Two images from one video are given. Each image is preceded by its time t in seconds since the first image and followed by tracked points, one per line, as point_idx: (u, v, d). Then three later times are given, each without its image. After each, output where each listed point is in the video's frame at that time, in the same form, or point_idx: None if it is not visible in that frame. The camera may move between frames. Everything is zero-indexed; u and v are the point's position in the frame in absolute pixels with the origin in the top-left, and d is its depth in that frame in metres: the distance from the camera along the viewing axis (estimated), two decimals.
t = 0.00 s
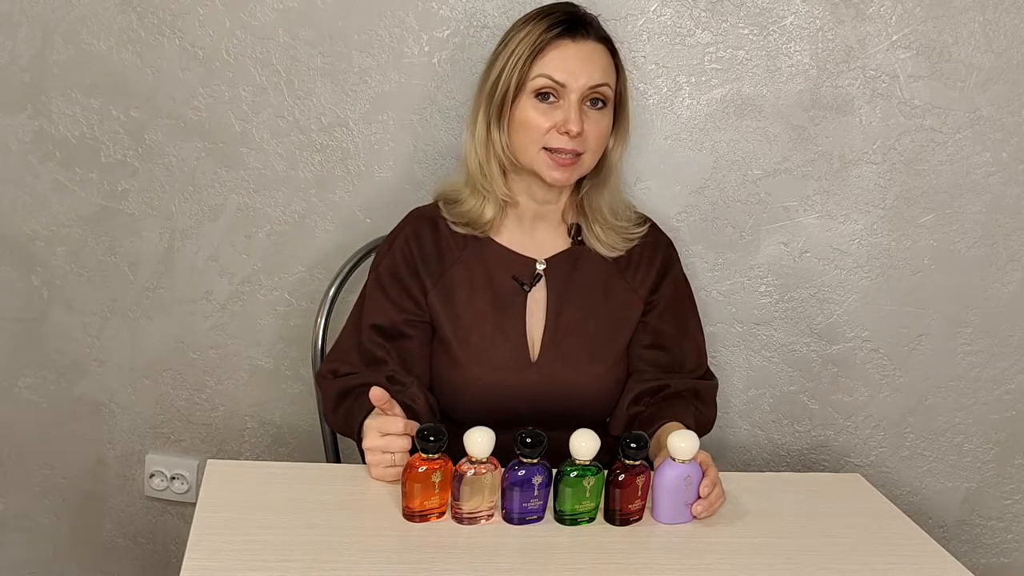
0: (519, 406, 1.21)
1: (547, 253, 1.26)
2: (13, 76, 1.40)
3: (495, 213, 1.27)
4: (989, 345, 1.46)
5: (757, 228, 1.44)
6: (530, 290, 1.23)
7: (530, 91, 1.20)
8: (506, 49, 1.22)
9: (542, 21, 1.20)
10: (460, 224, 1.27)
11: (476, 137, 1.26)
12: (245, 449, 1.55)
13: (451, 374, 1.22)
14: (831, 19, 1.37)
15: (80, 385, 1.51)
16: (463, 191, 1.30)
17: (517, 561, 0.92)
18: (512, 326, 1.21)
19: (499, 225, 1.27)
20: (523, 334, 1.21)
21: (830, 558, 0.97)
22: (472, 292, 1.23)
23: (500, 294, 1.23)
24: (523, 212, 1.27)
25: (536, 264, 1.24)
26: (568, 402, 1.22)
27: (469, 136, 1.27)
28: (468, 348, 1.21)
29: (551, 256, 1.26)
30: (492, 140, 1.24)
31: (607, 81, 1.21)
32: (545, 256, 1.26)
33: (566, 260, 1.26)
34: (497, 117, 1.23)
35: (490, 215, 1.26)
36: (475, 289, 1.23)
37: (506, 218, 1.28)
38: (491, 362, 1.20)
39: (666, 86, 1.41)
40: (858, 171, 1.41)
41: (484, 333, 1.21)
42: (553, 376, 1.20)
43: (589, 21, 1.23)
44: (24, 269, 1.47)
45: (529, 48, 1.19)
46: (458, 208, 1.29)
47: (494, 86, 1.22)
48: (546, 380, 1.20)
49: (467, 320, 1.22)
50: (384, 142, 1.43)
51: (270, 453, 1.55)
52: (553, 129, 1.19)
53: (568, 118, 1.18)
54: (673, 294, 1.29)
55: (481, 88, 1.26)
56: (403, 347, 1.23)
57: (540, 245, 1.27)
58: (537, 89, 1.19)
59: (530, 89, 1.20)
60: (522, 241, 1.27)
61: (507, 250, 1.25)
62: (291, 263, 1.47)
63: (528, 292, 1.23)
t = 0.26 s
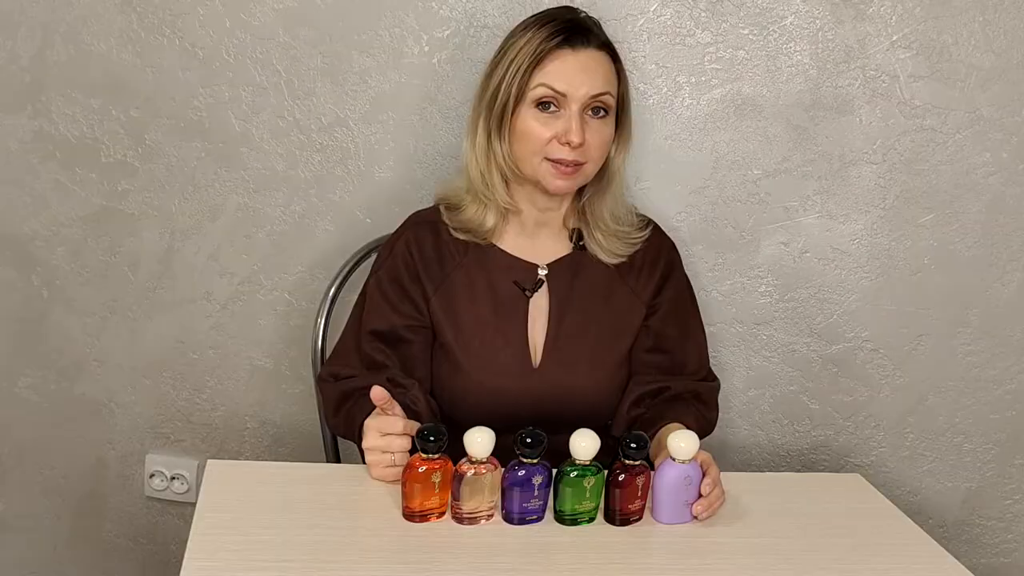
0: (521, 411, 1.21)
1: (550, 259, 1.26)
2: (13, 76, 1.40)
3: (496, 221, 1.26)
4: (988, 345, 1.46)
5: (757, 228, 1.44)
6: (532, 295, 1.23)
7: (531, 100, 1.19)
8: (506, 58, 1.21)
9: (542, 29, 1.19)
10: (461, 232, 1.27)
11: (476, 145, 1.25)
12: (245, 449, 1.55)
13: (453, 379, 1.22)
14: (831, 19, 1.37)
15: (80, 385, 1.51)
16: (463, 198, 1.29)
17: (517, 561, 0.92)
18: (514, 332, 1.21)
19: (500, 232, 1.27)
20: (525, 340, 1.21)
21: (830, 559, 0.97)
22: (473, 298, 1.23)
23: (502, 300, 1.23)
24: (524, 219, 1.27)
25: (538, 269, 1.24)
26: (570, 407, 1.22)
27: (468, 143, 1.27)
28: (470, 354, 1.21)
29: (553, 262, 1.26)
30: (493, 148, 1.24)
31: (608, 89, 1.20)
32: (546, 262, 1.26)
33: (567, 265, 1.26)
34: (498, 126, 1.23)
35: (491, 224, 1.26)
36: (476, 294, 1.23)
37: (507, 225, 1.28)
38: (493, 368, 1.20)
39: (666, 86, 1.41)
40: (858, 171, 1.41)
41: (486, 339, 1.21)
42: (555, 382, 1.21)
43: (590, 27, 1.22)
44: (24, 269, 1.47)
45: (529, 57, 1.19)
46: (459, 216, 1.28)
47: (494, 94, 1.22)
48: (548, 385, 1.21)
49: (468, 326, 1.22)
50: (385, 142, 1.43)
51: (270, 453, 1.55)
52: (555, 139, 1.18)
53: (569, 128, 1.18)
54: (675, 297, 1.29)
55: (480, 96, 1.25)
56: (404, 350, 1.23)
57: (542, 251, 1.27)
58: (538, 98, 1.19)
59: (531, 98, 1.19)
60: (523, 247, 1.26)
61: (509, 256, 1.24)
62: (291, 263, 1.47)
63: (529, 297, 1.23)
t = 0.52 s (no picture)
0: (521, 413, 1.22)
1: (550, 261, 1.26)
2: (13, 76, 1.40)
3: (496, 223, 1.26)
4: (988, 345, 1.46)
5: (756, 228, 1.44)
6: (530, 298, 1.23)
7: (532, 101, 1.19)
8: (506, 59, 1.21)
9: (543, 29, 1.19)
10: (460, 234, 1.26)
11: (476, 147, 1.25)
12: (245, 449, 1.55)
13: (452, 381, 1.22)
14: (831, 19, 1.37)
15: (80, 385, 1.51)
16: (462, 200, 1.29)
17: (517, 561, 0.92)
18: (513, 335, 1.21)
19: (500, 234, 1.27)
20: (524, 343, 1.21)
21: (830, 559, 0.97)
22: (472, 301, 1.23)
23: (500, 302, 1.22)
24: (525, 221, 1.27)
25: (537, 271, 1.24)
26: (570, 408, 1.22)
27: (468, 145, 1.26)
28: (470, 357, 1.21)
29: (552, 264, 1.26)
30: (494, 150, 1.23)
31: (609, 89, 1.20)
32: (545, 264, 1.26)
33: (566, 268, 1.26)
34: (498, 127, 1.23)
35: (492, 226, 1.26)
36: (475, 297, 1.23)
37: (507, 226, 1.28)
38: (492, 371, 1.20)
39: (666, 86, 1.41)
40: (858, 171, 1.41)
41: (485, 342, 1.21)
42: (555, 385, 1.21)
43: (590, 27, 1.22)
44: (24, 269, 1.47)
45: (531, 58, 1.18)
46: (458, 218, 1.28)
47: (495, 95, 1.21)
48: (548, 388, 1.21)
49: (467, 329, 1.22)
50: (384, 142, 1.43)
51: (270, 453, 1.55)
52: (557, 140, 1.18)
53: (571, 129, 1.18)
54: (674, 298, 1.29)
55: (480, 97, 1.25)
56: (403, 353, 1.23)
57: (542, 252, 1.27)
58: (539, 99, 1.19)
59: (533, 99, 1.19)
60: (523, 250, 1.27)
61: (509, 259, 1.24)
62: (291, 263, 1.48)
63: (528, 300, 1.23)
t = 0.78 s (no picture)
0: (521, 410, 1.21)
1: (551, 256, 1.26)
2: (13, 76, 1.40)
3: (495, 218, 1.26)
4: (988, 345, 1.46)
5: (756, 228, 1.44)
6: (531, 294, 1.23)
7: (521, 93, 1.20)
8: (495, 53, 1.22)
9: (529, 22, 1.21)
10: (460, 231, 1.27)
11: (472, 143, 1.26)
12: (245, 449, 1.55)
13: (453, 378, 1.22)
14: (831, 19, 1.37)
15: (80, 385, 1.51)
16: (462, 198, 1.30)
17: (517, 561, 0.92)
18: (514, 330, 1.21)
19: (500, 229, 1.27)
20: (525, 339, 1.21)
21: (831, 559, 0.97)
22: (473, 297, 1.23)
23: (502, 298, 1.22)
24: (523, 215, 1.27)
25: (538, 267, 1.24)
26: (570, 405, 1.22)
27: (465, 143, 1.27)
28: (471, 352, 1.21)
29: (554, 259, 1.26)
30: (488, 144, 1.24)
31: (597, 77, 1.20)
32: (546, 259, 1.26)
33: (567, 264, 1.26)
34: (491, 121, 1.23)
35: (489, 221, 1.26)
36: (476, 293, 1.23)
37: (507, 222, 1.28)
38: (493, 366, 1.20)
39: (666, 86, 1.41)
40: (858, 171, 1.41)
41: (486, 338, 1.21)
42: (555, 381, 1.21)
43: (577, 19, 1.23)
44: (24, 269, 1.47)
45: (517, 49, 1.20)
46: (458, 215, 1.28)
47: (485, 90, 1.23)
48: (548, 384, 1.21)
49: (468, 324, 1.22)
50: (385, 142, 1.43)
51: (270, 453, 1.55)
52: (546, 129, 1.18)
53: (559, 117, 1.18)
54: (674, 295, 1.29)
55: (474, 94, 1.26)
56: (404, 349, 1.23)
57: (542, 247, 1.27)
58: (527, 90, 1.19)
59: (521, 90, 1.20)
60: (524, 245, 1.26)
61: (510, 254, 1.24)
62: (291, 263, 1.48)
63: (529, 296, 1.23)
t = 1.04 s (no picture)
0: (523, 404, 1.21)
1: (555, 250, 1.26)
2: (13, 76, 1.40)
3: (500, 212, 1.26)
4: (988, 345, 1.46)
5: (756, 228, 1.44)
6: (535, 288, 1.23)
7: (523, 82, 1.21)
8: (495, 49, 1.24)
9: (526, 16, 1.23)
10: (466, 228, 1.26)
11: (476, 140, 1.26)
12: (245, 449, 1.55)
13: (455, 372, 1.22)
14: (831, 18, 1.37)
15: (80, 385, 1.51)
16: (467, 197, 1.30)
17: (517, 561, 0.92)
18: (517, 323, 1.21)
19: (506, 224, 1.27)
20: (528, 332, 1.21)
21: (831, 559, 0.97)
22: (477, 290, 1.23)
23: (505, 291, 1.22)
24: (529, 210, 1.27)
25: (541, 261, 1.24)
26: (572, 400, 1.22)
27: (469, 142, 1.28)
28: (474, 346, 1.21)
29: (558, 253, 1.26)
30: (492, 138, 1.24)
31: (596, 61, 1.21)
32: (550, 253, 1.26)
33: (570, 258, 1.26)
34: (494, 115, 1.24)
35: (495, 216, 1.26)
36: (480, 286, 1.23)
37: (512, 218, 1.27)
38: (496, 360, 1.20)
39: (666, 86, 1.41)
40: (858, 171, 1.41)
41: (489, 331, 1.21)
42: (557, 374, 1.20)
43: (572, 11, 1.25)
44: (24, 269, 1.47)
45: (517, 41, 1.21)
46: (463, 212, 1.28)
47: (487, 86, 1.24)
48: (550, 378, 1.20)
49: (472, 318, 1.22)
50: (384, 142, 1.43)
51: (270, 453, 1.55)
52: (550, 113, 1.18)
53: (561, 100, 1.18)
54: (675, 291, 1.29)
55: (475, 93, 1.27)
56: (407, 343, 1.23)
57: (547, 241, 1.27)
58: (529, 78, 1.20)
59: (523, 80, 1.21)
60: (529, 239, 1.26)
61: (514, 248, 1.24)
62: (290, 263, 1.48)
63: (533, 290, 1.23)
